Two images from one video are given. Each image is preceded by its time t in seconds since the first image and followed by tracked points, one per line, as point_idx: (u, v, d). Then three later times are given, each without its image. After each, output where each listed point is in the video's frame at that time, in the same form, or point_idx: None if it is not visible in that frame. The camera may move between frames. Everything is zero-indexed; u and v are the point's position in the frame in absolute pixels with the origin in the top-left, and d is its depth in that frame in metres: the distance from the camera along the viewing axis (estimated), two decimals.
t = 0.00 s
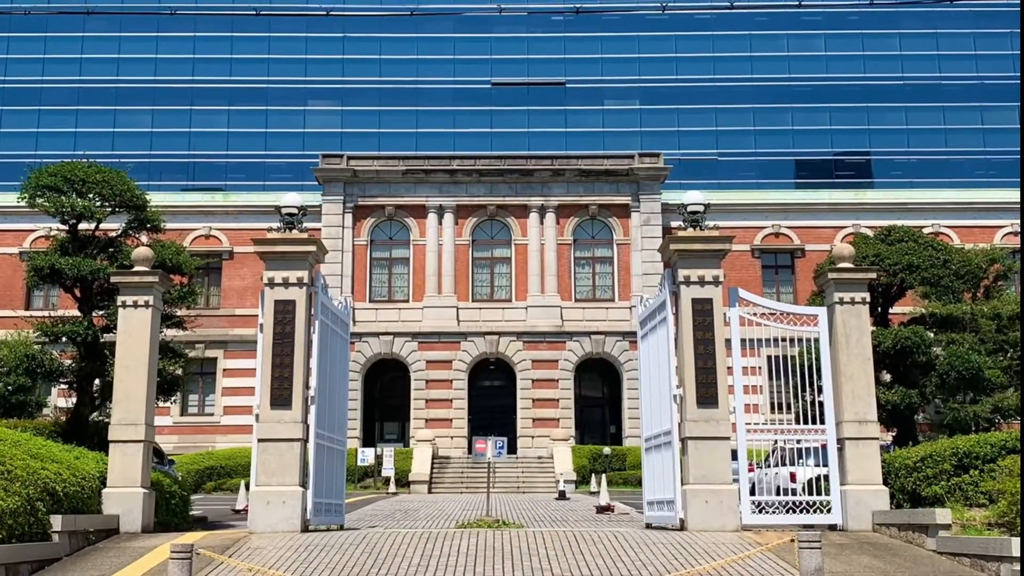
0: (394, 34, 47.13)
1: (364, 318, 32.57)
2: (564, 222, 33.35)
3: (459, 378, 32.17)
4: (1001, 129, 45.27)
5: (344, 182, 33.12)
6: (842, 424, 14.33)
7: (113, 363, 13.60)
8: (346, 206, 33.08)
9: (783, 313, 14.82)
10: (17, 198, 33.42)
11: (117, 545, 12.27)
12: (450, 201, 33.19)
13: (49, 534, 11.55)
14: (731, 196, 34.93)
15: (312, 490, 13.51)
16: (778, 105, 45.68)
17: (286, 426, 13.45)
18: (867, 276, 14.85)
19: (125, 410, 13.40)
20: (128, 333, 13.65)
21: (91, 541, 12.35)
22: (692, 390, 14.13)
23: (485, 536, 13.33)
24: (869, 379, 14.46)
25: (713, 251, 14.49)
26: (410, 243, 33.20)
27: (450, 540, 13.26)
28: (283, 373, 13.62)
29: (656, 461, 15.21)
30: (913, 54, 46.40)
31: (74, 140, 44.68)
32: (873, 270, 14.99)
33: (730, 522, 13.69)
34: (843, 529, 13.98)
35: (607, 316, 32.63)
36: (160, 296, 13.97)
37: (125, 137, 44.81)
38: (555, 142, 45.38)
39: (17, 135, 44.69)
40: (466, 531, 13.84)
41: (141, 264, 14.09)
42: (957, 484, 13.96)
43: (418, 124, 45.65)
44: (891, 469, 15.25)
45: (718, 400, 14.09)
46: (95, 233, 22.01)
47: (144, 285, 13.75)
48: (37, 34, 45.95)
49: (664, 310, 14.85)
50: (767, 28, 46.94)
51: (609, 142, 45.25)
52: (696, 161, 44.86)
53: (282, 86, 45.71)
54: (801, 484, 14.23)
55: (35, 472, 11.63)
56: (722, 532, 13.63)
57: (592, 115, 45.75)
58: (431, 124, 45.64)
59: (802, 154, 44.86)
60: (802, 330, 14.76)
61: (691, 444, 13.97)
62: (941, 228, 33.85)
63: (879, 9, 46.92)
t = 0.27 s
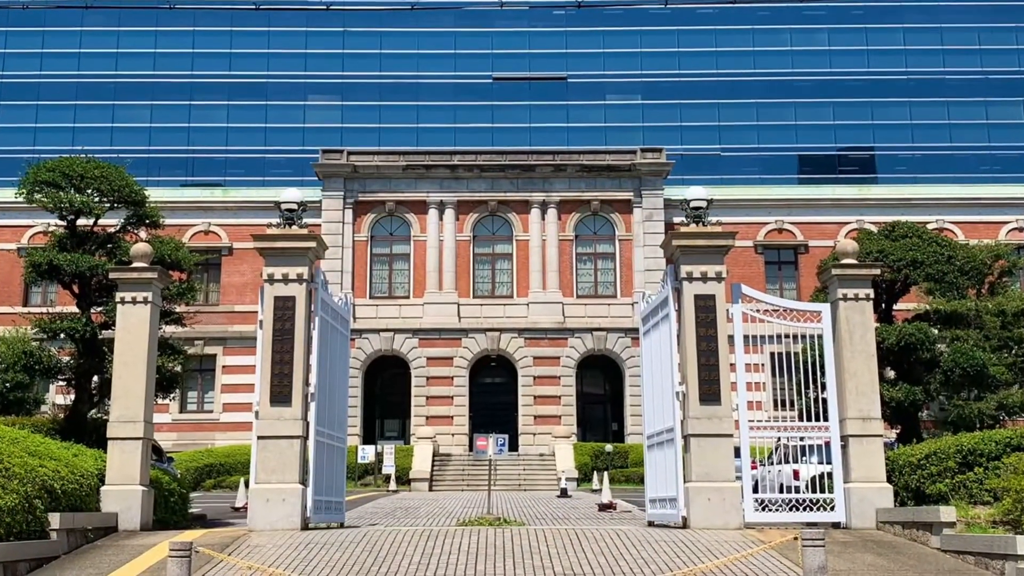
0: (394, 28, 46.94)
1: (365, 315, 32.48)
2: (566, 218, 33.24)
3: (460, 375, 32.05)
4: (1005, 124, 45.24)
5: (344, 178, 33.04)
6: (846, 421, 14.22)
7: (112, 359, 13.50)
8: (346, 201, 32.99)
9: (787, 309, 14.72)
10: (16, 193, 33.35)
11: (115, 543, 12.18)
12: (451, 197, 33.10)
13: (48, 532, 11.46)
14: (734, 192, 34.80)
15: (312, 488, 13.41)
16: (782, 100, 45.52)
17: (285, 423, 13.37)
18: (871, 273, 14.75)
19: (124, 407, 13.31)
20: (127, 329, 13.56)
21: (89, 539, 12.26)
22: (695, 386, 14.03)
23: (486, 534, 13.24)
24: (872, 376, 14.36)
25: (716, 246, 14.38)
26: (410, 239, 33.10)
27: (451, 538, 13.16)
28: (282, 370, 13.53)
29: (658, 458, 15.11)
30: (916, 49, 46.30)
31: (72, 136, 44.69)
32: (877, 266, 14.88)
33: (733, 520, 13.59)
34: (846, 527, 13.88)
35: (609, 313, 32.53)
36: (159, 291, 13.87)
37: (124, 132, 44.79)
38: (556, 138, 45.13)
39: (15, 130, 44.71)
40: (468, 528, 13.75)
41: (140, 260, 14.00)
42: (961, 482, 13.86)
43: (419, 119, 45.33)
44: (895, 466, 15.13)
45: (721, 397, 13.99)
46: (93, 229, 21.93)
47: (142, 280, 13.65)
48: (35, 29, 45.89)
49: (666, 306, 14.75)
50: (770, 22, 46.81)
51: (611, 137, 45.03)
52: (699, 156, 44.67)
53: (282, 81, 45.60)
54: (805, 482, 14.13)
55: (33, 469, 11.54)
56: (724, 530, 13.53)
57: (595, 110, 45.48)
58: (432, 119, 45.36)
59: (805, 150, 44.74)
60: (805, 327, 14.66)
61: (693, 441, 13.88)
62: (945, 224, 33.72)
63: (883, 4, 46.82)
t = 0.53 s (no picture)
0: (394, 23, 46.78)
1: (365, 311, 32.37)
2: (568, 214, 33.13)
3: (461, 372, 31.95)
4: (1009, 119, 45.10)
5: (344, 173, 32.95)
6: (849, 418, 14.12)
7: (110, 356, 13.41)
8: (346, 197, 32.91)
9: (790, 306, 14.61)
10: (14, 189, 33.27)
11: (114, 541, 12.10)
12: (452, 192, 32.99)
13: (46, 530, 11.37)
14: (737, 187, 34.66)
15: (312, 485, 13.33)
16: (786, 95, 45.34)
17: (285, 420, 13.28)
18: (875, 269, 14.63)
19: (122, 404, 13.22)
20: (125, 326, 13.46)
21: (87, 538, 12.17)
22: (698, 384, 13.93)
23: (487, 531, 13.15)
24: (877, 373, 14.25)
25: (718, 243, 14.28)
26: (411, 235, 32.99)
27: (452, 536, 13.07)
28: (282, 366, 13.43)
29: (660, 456, 15.01)
30: (921, 43, 46.15)
31: (70, 131, 44.48)
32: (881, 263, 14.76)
33: (736, 518, 13.49)
34: (850, 525, 13.78)
35: (611, 309, 32.43)
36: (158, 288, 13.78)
37: (122, 127, 44.59)
38: (558, 133, 45.02)
39: (12, 125, 44.53)
40: (469, 527, 13.65)
41: (138, 257, 13.90)
42: (966, 480, 13.75)
43: (420, 114, 45.34)
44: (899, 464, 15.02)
45: (723, 393, 13.89)
46: (92, 225, 21.86)
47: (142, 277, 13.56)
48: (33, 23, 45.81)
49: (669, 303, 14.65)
50: (773, 17, 46.68)
51: (613, 132, 44.90)
52: (702, 151, 44.49)
53: (283, 76, 45.47)
54: (808, 479, 14.03)
55: (31, 467, 11.45)
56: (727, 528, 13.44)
57: (597, 104, 45.33)
58: (434, 114, 45.34)
59: (809, 144, 44.52)
60: (808, 323, 14.55)
61: (696, 438, 13.78)
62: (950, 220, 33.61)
63: None
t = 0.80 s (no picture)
0: (394, 17, 46.53)
1: (365, 308, 32.27)
2: (569, 210, 33.02)
3: (462, 369, 31.86)
4: (1013, 114, 44.98)
5: (344, 169, 32.84)
6: (853, 416, 14.02)
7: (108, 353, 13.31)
8: (346, 192, 32.80)
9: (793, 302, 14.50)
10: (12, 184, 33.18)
11: (112, 539, 12.01)
12: (453, 188, 32.90)
13: (44, 528, 11.29)
14: (740, 183, 34.54)
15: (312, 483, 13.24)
16: (789, 90, 45.24)
17: (285, 417, 13.19)
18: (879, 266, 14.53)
19: (121, 401, 13.13)
20: (123, 322, 13.37)
21: (86, 536, 12.09)
22: (700, 380, 13.83)
23: (488, 530, 13.07)
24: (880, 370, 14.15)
25: (721, 238, 14.18)
26: (411, 230, 32.89)
27: (453, 535, 12.98)
28: (281, 363, 13.34)
29: (662, 453, 14.91)
30: (925, 38, 45.94)
31: (69, 126, 44.46)
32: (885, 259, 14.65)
33: (739, 516, 13.40)
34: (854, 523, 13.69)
35: (613, 306, 32.33)
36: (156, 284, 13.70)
37: (121, 122, 44.59)
38: (559, 128, 45.01)
39: (10, 120, 44.54)
40: (470, 524, 13.56)
41: (136, 253, 13.81)
42: (970, 477, 13.65)
43: (420, 109, 45.24)
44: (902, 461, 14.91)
45: (726, 390, 13.79)
46: (90, 220, 21.77)
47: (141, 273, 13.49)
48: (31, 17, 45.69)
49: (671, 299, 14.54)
50: (776, 11, 46.47)
51: (615, 127, 44.89)
52: (705, 147, 44.50)
53: (282, 71, 45.34)
54: (811, 477, 13.93)
55: (29, 464, 11.36)
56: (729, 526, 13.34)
57: (598, 100, 45.32)
58: (434, 109, 45.26)
59: (812, 140, 44.48)
60: (811, 320, 14.45)
61: (698, 435, 13.68)
62: (954, 216, 33.52)
63: None
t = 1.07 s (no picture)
0: (394, 12, 46.38)
1: (365, 304, 32.18)
2: (571, 205, 32.92)
3: (463, 365, 31.76)
4: (1017, 109, 44.83)
5: (344, 164, 32.75)
6: (857, 413, 13.93)
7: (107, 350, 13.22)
8: (346, 188, 32.71)
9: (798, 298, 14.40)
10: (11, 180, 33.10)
11: (111, 538, 11.93)
12: (453, 183, 32.80)
13: (42, 526, 11.22)
14: (742, 178, 34.42)
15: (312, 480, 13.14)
16: (792, 85, 45.14)
17: (285, 415, 13.10)
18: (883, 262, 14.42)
19: (120, 399, 13.04)
20: (122, 319, 13.27)
21: (84, 534, 12.00)
22: (702, 377, 13.74)
23: (489, 527, 12.99)
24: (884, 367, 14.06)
25: (722, 234, 14.08)
26: (412, 226, 32.79)
27: (454, 532, 12.89)
28: (281, 360, 13.25)
29: (665, 451, 14.82)
30: (929, 32, 45.77)
31: (67, 122, 44.38)
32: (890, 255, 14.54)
33: (742, 514, 13.31)
34: (857, 521, 13.60)
35: (615, 302, 32.24)
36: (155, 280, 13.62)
37: (120, 117, 44.49)
38: (561, 123, 44.81)
39: (9, 115, 44.47)
40: (471, 522, 13.47)
41: (135, 249, 13.73)
42: (975, 474, 13.56)
43: (421, 104, 45.09)
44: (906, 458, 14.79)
45: (729, 387, 13.69)
46: (89, 216, 21.69)
47: (140, 270, 13.40)
48: (29, 12, 45.58)
49: (673, 296, 14.44)
50: (779, 6, 46.34)
51: (617, 123, 44.74)
52: (708, 142, 44.40)
53: (282, 65, 45.24)
54: (814, 474, 13.86)
55: (27, 462, 11.28)
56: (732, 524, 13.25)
57: (601, 95, 45.07)
58: (435, 104, 45.05)
59: (815, 135, 44.49)
60: (815, 317, 14.36)
61: (701, 432, 13.59)
62: (959, 212, 33.41)
63: None
